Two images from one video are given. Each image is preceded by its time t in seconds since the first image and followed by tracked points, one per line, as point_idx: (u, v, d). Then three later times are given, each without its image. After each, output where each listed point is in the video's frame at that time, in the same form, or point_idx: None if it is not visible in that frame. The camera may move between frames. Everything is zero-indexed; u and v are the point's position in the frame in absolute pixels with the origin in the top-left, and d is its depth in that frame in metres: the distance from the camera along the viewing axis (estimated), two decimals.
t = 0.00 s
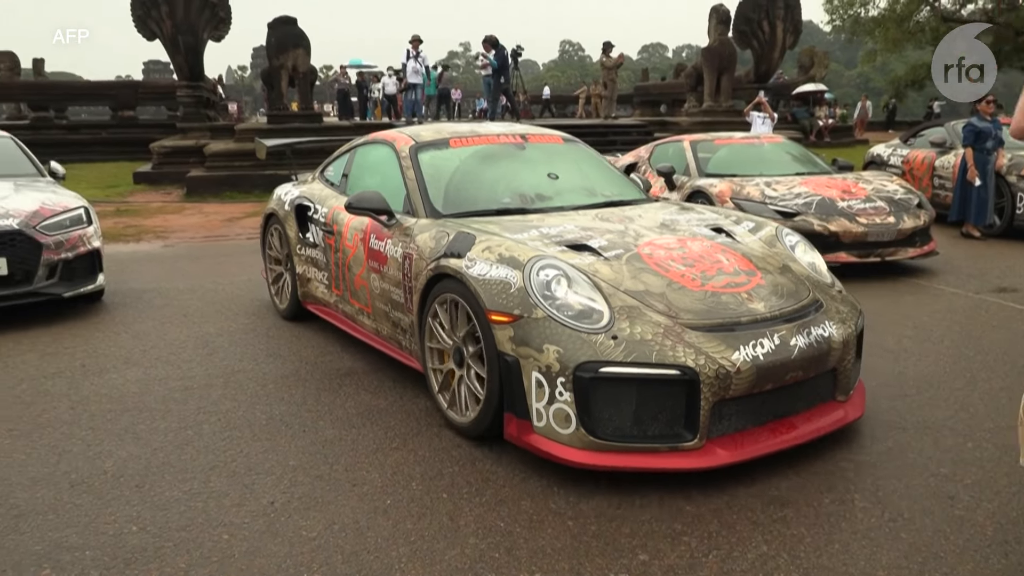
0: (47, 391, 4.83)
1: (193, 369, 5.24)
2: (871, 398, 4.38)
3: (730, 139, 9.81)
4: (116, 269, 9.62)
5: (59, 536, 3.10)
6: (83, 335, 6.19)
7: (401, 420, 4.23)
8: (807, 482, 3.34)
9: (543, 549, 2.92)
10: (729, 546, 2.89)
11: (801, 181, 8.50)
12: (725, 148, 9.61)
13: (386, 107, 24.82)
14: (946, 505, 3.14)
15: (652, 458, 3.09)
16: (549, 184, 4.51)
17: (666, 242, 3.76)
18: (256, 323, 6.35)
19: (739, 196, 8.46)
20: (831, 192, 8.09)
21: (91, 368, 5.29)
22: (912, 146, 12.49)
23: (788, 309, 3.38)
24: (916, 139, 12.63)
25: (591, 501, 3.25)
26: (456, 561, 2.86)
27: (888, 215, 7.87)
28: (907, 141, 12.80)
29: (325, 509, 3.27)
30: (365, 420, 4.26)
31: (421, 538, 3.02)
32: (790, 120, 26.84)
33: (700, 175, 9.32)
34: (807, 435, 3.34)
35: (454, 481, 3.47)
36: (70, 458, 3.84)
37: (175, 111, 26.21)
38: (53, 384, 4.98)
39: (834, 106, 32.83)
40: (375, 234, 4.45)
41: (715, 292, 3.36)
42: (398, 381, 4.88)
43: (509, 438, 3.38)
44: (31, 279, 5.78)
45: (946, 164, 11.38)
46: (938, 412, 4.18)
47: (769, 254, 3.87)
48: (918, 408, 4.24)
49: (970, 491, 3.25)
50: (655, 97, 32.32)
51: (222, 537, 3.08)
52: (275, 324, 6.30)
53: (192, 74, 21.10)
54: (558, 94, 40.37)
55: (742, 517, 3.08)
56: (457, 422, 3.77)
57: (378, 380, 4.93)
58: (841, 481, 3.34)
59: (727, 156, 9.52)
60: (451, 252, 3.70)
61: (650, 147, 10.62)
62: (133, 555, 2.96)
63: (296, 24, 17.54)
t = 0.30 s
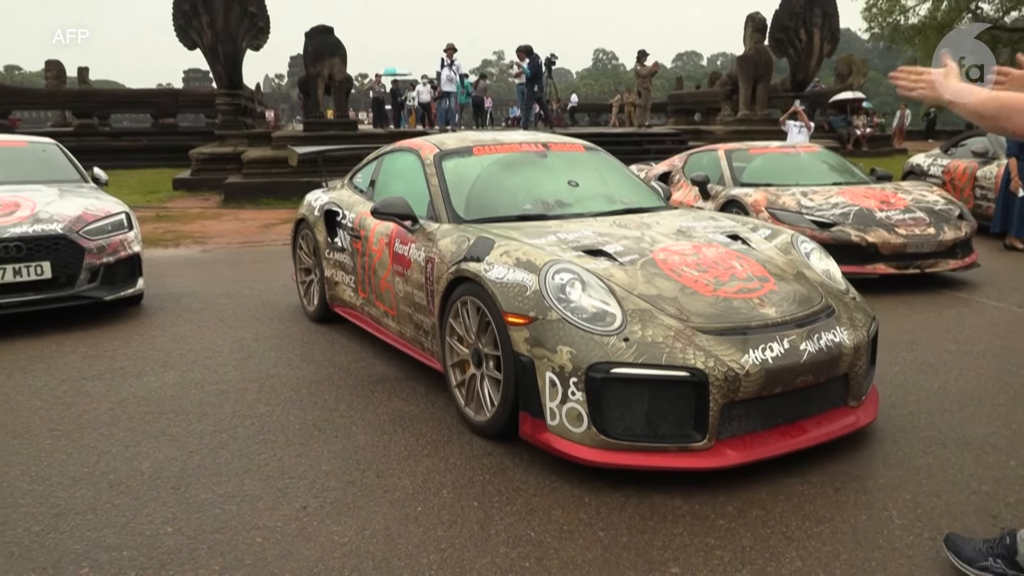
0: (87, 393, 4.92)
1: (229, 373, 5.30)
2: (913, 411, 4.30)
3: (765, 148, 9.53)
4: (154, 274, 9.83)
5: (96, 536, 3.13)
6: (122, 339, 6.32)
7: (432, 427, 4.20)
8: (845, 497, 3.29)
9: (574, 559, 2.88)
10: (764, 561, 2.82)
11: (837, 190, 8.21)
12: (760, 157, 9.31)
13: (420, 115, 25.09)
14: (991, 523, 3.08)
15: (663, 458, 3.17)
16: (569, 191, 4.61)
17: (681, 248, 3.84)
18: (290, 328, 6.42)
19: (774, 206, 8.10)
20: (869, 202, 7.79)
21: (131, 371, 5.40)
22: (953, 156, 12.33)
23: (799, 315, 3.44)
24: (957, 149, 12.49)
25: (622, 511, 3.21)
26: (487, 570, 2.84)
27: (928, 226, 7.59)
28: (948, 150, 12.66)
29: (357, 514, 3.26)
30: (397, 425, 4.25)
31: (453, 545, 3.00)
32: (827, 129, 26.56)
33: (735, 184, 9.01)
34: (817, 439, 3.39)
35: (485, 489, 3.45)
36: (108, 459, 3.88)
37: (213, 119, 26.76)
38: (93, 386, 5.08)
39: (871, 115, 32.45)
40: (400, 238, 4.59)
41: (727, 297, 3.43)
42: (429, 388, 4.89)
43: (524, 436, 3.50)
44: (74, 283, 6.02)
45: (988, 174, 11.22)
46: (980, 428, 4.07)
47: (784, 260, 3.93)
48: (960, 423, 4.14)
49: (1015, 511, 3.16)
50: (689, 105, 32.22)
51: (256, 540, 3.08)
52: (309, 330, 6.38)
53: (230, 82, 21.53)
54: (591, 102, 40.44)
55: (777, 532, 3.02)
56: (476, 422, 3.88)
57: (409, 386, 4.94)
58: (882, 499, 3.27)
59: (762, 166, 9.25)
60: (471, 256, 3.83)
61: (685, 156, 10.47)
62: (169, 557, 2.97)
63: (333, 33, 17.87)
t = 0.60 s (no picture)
0: (130, 395, 5.14)
1: (268, 381, 5.41)
2: (960, 429, 4.17)
3: (806, 158, 9.40)
4: (197, 279, 10.10)
5: (137, 536, 3.21)
6: (165, 343, 6.54)
7: (467, 435, 4.21)
8: (888, 517, 3.19)
9: (608, 572, 2.85)
10: None
11: (879, 203, 8.03)
12: (802, 168, 9.22)
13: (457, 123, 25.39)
14: None
15: (677, 459, 3.26)
16: (594, 200, 4.71)
17: (700, 256, 3.93)
18: (328, 336, 6.58)
19: (815, 218, 7.95)
20: (913, 215, 7.61)
21: (172, 375, 5.62)
22: (1000, 168, 12.12)
23: (815, 322, 3.50)
24: (1005, 161, 12.26)
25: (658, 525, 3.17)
26: None
27: (974, 240, 7.39)
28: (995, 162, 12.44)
29: (390, 521, 3.28)
30: (432, 433, 4.27)
31: (486, 555, 2.99)
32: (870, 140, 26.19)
33: (775, 195, 8.87)
34: (833, 445, 3.44)
35: (519, 499, 3.44)
36: (150, 462, 3.99)
37: (255, 128, 27.36)
38: (136, 389, 5.29)
39: (914, 125, 31.92)
40: (428, 244, 4.73)
41: (744, 304, 3.50)
42: (464, 398, 4.91)
43: (543, 436, 3.60)
44: (118, 288, 6.26)
45: None
46: None
47: (803, 269, 3.99)
48: (1007, 440, 4.03)
49: None
50: (727, 115, 32.06)
51: (291, 545, 3.12)
52: (348, 338, 6.50)
53: (272, 92, 22.01)
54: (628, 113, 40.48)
55: (817, 550, 2.94)
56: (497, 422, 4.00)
57: (445, 395, 4.98)
58: (927, 519, 3.16)
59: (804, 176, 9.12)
60: (495, 262, 3.95)
61: (723, 166, 10.42)
62: (207, 559, 3.03)
63: (373, 43, 18.17)
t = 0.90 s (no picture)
0: (168, 405, 5.34)
1: (302, 394, 5.53)
2: (1005, 446, 4.05)
3: (843, 170, 9.28)
4: (235, 291, 10.35)
5: (174, 545, 3.30)
6: (203, 353, 6.78)
7: (499, 447, 4.23)
8: (930, 537, 3.11)
9: None
10: None
11: (918, 215, 7.76)
12: (838, 179, 9.10)
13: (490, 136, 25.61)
14: None
15: (690, 463, 3.34)
16: (614, 211, 4.82)
17: (717, 265, 4.01)
18: (363, 348, 6.73)
19: (851, 231, 7.72)
20: (953, 227, 7.33)
21: (209, 385, 5.81)
22: None
23: (829, 331, 3.56)
24: None
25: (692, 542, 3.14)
26: None
27: (1019, 253, 7.08)
28: None
29: (422, 534, 3.30)
30: (464, 446, 4.30)
31: (518, 569, 2.99)
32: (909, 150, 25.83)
33: (811, 208, 8.78)
34: (848, 452, 3.49)
35: (552, 513, 3.43)
36: (187, 472, 4.12)
37: (292, 142, 27.90)
38: (174, 400, 5.48)
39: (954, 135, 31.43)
40: (453, 255, 4.88)
41: (759, 312, 3.58)
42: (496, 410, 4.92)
43: (562, 441, 3.71)
44: (158, 299, 6.50)
45: None
46: None
47: (820, 279, 4.05)
48: None
49: None
50: (762, 127, 31.87)
51: (324, 556, 3.16)
52: (382, 351, 6.62)
53: (308, 106, 22.44)
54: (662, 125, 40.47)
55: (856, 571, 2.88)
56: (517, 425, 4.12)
57: (477, 408, 5.01)
58: (971, 539, 3.08)
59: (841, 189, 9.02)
60: (516, 270, 4.08)
61: (758, 178, 10.38)
62: (242, 568, 3.09)
63: (407, 58, 18.51)
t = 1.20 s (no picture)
0: (185, 424, 5.49)
1: (319, 414, 5.64)
2: None
3: (862, 191, 9.32)
4: (254, 310, 10.54)
5: (191, 564, 3.40)
6: (221, 371, 6.94)
7: (515, 469, 4.27)
8: (953, 563, 3.08)
9: None
10: None
11: (938, 234, 7.77)
12: (857, 200, 9.15)
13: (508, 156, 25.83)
14: None
15: (688, 474, 3.43)
16: (619, 230, 4.94)
17: (717, 282, 4.11)
18: (379, 368, 6.84)
19: (871, 250, 7.72)
20: (975, 247, 7.34)
21: (226, 404, 5.96)
22: None
23: (826, 346, 3.65)
24: None
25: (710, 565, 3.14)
26: None
27: None
28: None
29: (437, 555, 3.35)
30: (480, 467, 4.34)
31: None
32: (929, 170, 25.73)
33: (830, 228, 8.84)
34: (844, 464, 3.56)
35: (568, 535, 3.46)
36: (204, 491, 4.24)
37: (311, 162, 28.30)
38: (191, 418, 5.63)
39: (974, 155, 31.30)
40: (461, 272, 5.01)
41: (757, 328, 3.67)
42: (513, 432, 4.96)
43: (565, 452, 3.81)
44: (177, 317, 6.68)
45: None
46: None
47: (819, 296, 4.13)
48: None
49: None
50: (779, 146, 31.89)
51: None
52: (399, 371, 6.72)
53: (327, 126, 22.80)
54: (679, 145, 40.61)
55: None
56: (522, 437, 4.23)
57: (493, 428, 5.07)
58: (995, 566, 3.05)
59: (861, 209, 9.06)
60: (522, 287, 4.20)
61: (776, 198, 10.43)
62: None
63: (425, 79, 18.82)
